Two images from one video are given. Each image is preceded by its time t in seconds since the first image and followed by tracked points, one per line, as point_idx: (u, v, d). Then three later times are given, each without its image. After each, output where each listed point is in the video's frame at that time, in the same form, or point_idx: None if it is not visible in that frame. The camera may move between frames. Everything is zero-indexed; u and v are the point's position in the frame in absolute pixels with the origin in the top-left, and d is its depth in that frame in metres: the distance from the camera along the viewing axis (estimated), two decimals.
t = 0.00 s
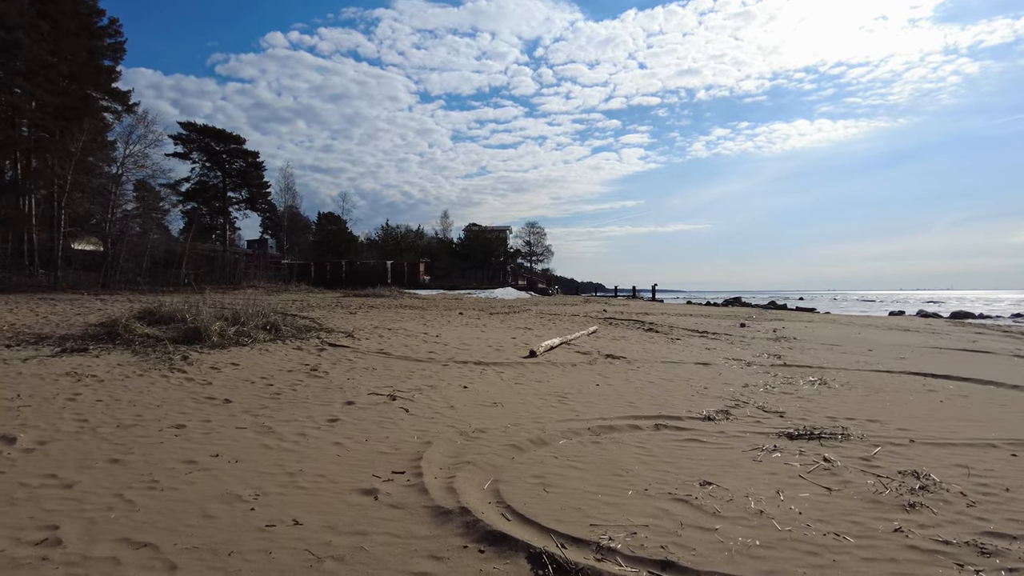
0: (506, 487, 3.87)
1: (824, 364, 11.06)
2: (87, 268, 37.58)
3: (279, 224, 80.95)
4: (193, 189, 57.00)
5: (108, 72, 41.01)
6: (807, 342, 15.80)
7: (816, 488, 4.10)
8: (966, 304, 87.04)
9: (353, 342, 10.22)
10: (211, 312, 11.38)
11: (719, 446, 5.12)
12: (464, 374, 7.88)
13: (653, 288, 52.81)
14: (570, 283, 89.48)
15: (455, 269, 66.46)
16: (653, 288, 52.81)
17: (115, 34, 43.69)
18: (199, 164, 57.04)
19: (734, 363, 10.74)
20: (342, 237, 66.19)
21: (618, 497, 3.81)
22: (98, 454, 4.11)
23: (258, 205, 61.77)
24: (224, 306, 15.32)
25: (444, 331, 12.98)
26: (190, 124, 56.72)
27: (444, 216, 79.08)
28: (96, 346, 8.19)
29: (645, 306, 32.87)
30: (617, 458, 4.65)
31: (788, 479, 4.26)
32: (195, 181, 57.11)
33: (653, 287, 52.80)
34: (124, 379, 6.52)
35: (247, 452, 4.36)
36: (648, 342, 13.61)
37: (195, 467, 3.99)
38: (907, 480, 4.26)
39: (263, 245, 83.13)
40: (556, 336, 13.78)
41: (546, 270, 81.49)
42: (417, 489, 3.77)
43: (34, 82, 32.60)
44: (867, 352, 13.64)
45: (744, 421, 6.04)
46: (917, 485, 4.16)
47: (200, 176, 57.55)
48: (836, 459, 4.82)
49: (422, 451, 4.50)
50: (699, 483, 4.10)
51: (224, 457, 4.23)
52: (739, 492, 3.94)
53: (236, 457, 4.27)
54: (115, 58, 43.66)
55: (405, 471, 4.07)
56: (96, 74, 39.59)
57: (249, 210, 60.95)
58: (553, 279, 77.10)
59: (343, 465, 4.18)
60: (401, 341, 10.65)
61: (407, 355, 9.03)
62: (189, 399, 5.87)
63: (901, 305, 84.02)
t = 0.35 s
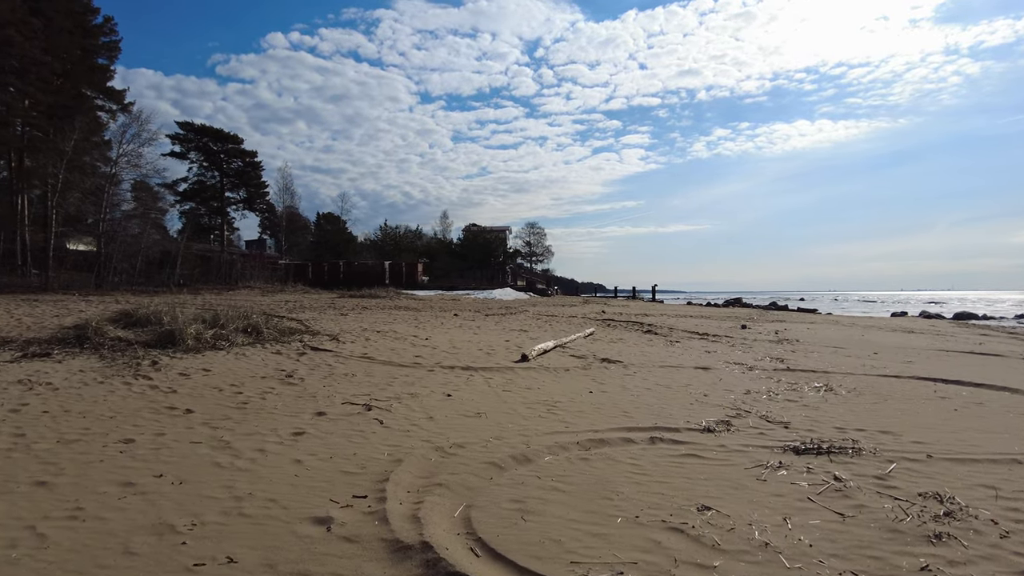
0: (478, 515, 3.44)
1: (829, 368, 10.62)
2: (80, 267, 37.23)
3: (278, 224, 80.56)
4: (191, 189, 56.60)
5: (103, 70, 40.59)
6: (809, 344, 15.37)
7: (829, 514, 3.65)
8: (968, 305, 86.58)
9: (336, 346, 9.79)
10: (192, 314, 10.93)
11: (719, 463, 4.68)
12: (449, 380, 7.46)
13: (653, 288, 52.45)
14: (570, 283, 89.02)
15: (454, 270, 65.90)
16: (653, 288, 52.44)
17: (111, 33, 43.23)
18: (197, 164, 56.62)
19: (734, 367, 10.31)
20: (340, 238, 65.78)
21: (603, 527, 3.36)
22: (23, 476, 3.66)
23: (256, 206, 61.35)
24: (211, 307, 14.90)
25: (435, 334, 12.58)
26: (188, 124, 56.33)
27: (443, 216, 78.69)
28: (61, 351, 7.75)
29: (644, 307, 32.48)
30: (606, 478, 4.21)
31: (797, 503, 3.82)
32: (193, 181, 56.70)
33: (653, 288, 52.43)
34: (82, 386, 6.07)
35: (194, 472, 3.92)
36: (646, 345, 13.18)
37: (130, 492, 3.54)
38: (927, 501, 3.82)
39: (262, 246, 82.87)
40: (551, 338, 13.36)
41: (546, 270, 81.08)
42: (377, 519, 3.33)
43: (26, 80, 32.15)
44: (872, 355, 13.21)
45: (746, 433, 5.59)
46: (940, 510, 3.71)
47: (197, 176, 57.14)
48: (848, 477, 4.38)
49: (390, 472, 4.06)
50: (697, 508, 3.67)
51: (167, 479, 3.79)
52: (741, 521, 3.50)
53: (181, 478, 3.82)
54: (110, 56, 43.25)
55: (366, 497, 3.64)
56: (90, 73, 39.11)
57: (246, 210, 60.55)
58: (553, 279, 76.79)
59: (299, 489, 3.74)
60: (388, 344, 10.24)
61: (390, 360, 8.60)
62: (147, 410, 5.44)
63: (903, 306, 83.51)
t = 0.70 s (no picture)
0: (437, 552, 2.91)
1: (833, 370, 10.09)
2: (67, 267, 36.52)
3: (273, 224, 79.91)
4: (185, 189, 55.94)
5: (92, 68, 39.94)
6: (810, 345, 14.86)
7: (849, 547, 3.13)
8: (966, 304, 86.41)
9: (313, 348, 9.23)
10: (163, 315, 10.36)
11: (720, 481, 4.15)
12: (428, 385, 6.94)
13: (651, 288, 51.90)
14: (568, 283, 88.43)
15: (450, 270, 64.93)
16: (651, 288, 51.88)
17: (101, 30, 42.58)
18: (191, 163, 55.95)
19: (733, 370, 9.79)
20: (335, 238, 65.13)
21: (584, 569, 2.82)
22: None
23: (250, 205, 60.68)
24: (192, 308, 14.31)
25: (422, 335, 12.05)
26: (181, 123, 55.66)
27: (439, 216, 78.17)
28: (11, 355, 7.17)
29: (642, 306, 31.98)
30: (592, 501, 3.68)
31: (812, 533, 3.29)
32: (187, 181, 56.04)
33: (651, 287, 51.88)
34: (18, 395, 5.49)
35: (113, 498, 3.36)
36: (642, 345, 12.65)
37: (26, 525, 2.98)
38: (963, 531, 3.29)
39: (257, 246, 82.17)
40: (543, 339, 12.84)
41: (543, 270, 80.51)
42: (315, 559, 2.80)
43: (12, 76, 31.48)
44: (876, 356, 12.71)
45: (748, 445, 5.08)
46: (979, 541, 3.18)
47: (191, 175, 56.46)
48: (866, 498, 3.86)
49: (342, 497, 3.52)
50: (694, 541, 3.14)
51: (76, 507, 3.22)
52: (748, 557, 2.97)
53: (93, 506, 3.26)
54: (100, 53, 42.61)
55: (308, 530, 3.10)
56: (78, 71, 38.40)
57: (241, 210, 59.90)
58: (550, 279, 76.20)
59: (231, 520, 3.19)
60: (369, 346, 9.72)
61: (368, 364, 8.05)
62: (83, 420, 4.88)
63: (902, 305, 83.06)
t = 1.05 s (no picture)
0: None
1: (846, 374, 9.54)
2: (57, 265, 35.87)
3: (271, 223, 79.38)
4: (182, 187, 55.36)
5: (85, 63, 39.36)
6: (817, 346, 14.32)
7: None
8: (967, 304, 85.88)
9: (294, 351, 8.68)
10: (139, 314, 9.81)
11: (734, 507, 3.62)
12: (412, 391, 6.40)
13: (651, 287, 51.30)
14: (567, 282, 87.80)
15: (448, 269, 64.25)
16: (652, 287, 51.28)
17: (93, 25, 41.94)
18: (187, 161, 55.36)
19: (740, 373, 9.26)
20: (332, 236, 64.52)
21: None
22: None
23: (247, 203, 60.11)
24: (176, 308, 13.75)
25: (413, 336, 11.49)
26: (178, 121, 55.05)
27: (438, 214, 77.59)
28: None
29: (643, 306, 31.44)
30: (588, 534, 3.14)
31: None
32: (184, 179, 55.46)
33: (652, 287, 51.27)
34: None
35: (17, 534, 2.81)
36: (643, 347, 12.12)
37: None
38: None
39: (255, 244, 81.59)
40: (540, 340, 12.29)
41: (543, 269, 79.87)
42: None
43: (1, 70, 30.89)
44: (887, 358, 12.18)
45: (764, 462, 4.54)
46: None
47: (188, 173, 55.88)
48: (906, 529, 3.32)
49: (294, 532, 2.98)
50: None
51: None
52: None
53: None
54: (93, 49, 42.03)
55: None
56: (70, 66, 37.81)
57: (238, 208, 59.31)
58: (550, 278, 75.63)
59: (153, 563, 2.64)
60: (354, 348, 9.17)
61: (349, 368, 7.49)
62: (14, 434, 4.31)
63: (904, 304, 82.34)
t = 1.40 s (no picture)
0: None
1: (858, 382, 9.04)
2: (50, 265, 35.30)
3: (270, 223, 78.90)
4: (180, 186, 54.89)
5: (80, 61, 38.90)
6: (824, 350, 13.82)
7: None
8: (970, 305, 85.33)
9: (274, 357, 8.17)
10: (114, 317, 9.30)
11: (751, 547, 3.11)
12: (394, 403, 5.89)
13: (652, 288, 50.78)
14: (568, 283, 87.30)
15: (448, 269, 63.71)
16: (653, 288, 50.77)
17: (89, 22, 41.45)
18: (185, 161, 54.90)
19: (746, 381, 8.76)
20: (331, 236, 64.02)
21: None
22: None
23: (246, 203, 59.62)
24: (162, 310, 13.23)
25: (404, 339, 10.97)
26: (176, 120, 54.59)
27: (437, 214, 77.04)
28: None
29: (643, 307, 30.97)
30: None
31: None
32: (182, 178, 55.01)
33: (653, 288, 50.75)
34: None
35: None
36: (644, 351, 11.61)
37: None
38: None
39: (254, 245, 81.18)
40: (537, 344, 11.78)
41: (543, 270, 79.38)
42: None
43: None
44: (898, 363, 11.68)
45: (780, 489, 4.05)
46: None
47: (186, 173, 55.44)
48: None
49: None
50: None
51: None
52: None
53: None
54: (88, 47, 41.57)
55: None
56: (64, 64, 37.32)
57: (236, 208, 58.81)
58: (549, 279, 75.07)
59: None
60: (339, 354, 8.65)
61: (331, 376, 7.00)
62: None
63: (906, 305, 81.82)
